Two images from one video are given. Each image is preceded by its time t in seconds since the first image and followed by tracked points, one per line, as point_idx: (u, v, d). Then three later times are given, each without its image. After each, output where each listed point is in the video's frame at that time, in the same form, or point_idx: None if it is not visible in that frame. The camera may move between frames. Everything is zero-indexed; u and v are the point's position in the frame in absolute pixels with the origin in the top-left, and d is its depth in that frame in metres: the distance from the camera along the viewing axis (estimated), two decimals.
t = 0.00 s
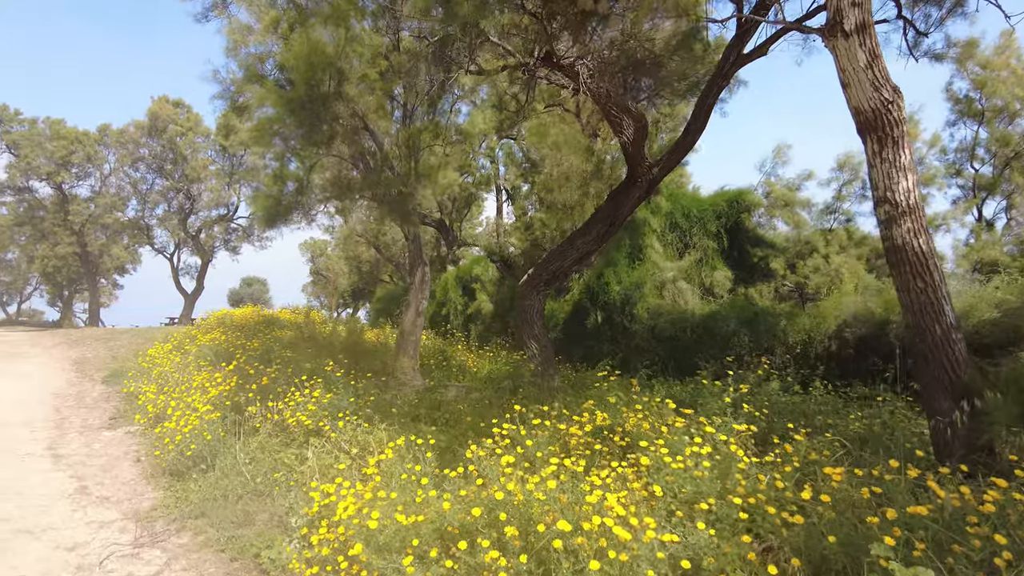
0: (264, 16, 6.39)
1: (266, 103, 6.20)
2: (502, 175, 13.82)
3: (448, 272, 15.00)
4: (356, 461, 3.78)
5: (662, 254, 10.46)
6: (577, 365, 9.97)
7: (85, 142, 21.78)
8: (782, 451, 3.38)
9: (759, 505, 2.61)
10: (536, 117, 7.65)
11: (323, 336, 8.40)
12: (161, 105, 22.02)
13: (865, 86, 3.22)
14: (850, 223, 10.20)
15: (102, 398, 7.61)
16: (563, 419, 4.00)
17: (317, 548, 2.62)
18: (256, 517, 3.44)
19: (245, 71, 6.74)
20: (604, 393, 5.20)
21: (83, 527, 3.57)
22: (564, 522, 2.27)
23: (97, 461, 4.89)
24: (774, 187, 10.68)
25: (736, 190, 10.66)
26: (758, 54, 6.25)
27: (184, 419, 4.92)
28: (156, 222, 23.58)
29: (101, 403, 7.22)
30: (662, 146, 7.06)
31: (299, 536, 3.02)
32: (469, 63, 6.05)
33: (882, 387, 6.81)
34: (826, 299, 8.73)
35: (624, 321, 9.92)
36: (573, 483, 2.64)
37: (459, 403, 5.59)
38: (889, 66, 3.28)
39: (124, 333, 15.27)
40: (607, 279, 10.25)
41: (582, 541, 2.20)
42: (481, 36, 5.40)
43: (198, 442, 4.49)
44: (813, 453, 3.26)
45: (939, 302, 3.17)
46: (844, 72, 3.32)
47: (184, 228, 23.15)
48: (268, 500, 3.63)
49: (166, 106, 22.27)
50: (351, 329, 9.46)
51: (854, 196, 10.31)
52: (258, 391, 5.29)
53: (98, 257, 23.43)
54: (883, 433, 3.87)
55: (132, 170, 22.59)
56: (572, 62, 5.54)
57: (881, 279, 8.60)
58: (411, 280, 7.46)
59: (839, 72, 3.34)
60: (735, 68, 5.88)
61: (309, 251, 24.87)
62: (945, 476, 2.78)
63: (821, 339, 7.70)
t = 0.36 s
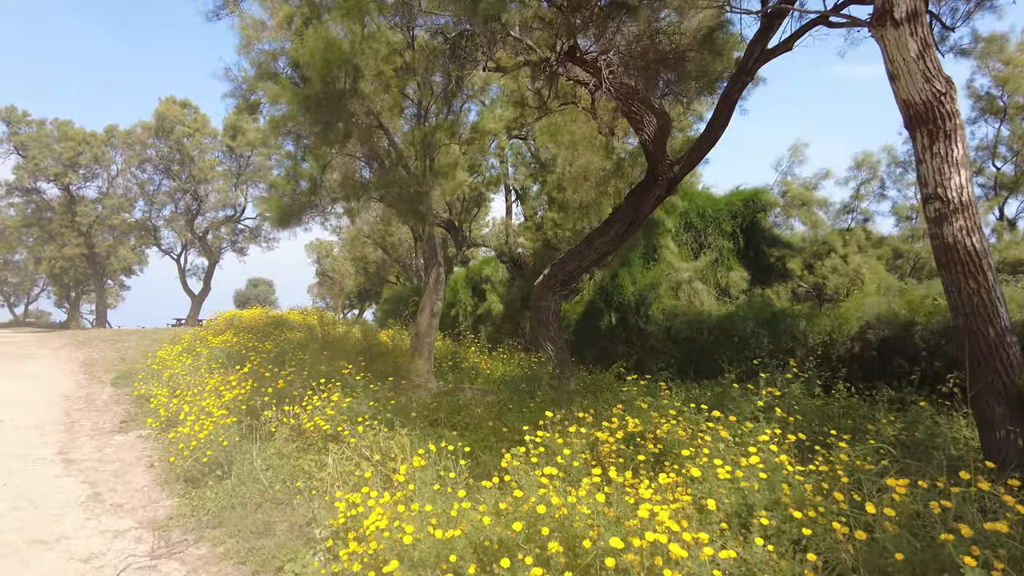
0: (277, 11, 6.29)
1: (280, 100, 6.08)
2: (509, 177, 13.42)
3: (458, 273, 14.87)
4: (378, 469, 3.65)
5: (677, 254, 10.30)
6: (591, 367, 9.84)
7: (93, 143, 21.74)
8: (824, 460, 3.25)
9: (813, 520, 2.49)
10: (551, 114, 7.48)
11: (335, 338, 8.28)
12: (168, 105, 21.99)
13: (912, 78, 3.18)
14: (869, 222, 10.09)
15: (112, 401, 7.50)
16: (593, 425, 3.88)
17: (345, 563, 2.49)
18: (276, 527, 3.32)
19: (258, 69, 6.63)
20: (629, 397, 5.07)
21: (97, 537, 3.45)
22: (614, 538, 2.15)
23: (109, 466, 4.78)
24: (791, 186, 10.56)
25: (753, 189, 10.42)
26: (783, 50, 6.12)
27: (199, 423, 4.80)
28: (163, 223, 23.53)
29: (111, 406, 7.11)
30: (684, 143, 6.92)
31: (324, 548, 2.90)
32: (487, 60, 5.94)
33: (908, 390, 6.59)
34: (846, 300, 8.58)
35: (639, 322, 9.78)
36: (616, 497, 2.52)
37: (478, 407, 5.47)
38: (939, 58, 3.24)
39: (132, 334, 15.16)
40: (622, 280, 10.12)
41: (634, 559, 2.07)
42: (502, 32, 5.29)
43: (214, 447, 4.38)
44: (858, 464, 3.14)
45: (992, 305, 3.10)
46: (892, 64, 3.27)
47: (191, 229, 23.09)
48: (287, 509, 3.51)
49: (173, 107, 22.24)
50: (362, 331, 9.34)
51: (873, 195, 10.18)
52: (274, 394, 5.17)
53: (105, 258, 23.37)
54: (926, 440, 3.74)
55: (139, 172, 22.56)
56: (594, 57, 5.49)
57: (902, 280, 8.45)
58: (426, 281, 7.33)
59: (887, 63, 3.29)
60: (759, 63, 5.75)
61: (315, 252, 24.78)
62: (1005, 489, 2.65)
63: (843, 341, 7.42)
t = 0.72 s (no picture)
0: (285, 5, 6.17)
1: (289, 96, 5.97)
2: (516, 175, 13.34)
3: (463, 273, 14.74)
4: (394, 474, 3.52)
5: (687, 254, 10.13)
6: (601, 368, 9.71)
7: (95, 143, 21.62)
8: (860, 464, 3.13)
9: (862, 531, 2.36)
10: (563, 111, 7.34)
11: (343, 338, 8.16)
12: (171, 105, 21.88)
13: (956, 69, 3.19)
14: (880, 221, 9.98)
15: (117, 402, 7.37)
16: (616, 428, 3.75)
17: None
18: (290, 535, 3.19)
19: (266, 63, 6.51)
20: (648, 400, 4.94)
21: (104, 545, 3.32)
22: (657, 551, 2.03)
23: (115, 470, 4.65)
24: (802, 185, 10.45)
25: (763, 187, 10.32)
26: (801, 43, 6.01)
27: (208, 426, 4.68)
28: (165, 223, 23.41)
29: (116, 408, 6.98)
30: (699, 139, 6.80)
31: (342, 559, 2.78)
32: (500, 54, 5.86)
33: (928, 392, 6.41)
34: (860, 299, 8.45)
35: (649, 322, 9.64)
36: (653, 506, 2.40)
37: (492, 409, 5.34)
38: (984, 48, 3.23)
39: (135, 335, 15.04)
40: (632, 279, 9.98)
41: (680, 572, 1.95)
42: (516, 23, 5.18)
43: (223, 451, 4.25)
44: (898, 467, 3.02)
45: None
46: (935, 54, 3.28)
47: (193, 229, 22.97)
48: (300, 516, 3.38)
49: (176, 107, 22.13)
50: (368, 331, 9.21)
51: (885, 193, 10.06)
52: (284, 396, 5.04)
53: (107, 258, 23.26)
54: (961, 442, 3.62)
55: (142, 171, 22.46)
56: (611, 51, 5.38)
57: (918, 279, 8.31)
58: (435, 280, 7.20)
59: (930, 52, 3.30)
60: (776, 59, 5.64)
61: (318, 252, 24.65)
62: None
63: (859, 341, 7.24)
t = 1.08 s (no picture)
0: None
1: (297, 88, 5.83)
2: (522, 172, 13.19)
3: (468, 271, 14.59)
4: (411, 478, 3.38)
5: (697, 251, 9.94)
6: (610, 367, 9.57)
7: (96, 142, 21.46)
8: (902, 466, 2.99)
9: (917, 541, 2.22)
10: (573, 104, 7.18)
11: (349, 337, 8.01)
12: (172, 103, 21.70)
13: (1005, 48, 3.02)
14: (893, 217, 9.83)
15: (119, 402, 7.22)
16: (643, 429, 3.61)
17: None
18: (303, 541, 3.05)
19: (272, 55, 6.36)
20: (667, 401, 4.81)
21: (109, 552, 3.18)
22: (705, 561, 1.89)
23: (119, 473, 4.50)
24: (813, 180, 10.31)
25: (774, 183, 10.01)
26: (823, 34, 5.87)
27: (215, 427, 4.53)
28: (166, 222, 23.26)
29: (118, 408, 6.83)
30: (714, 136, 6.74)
31: (359, 566, 2.64)
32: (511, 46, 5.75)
33: (949, 390, 6.27)
34: (876, 297, 8.29)
35: (659, 320, 9.50)
36: (694, 511, 2.27)
37: (506, 409, 5.20)
38: None
39: (137, 334, 14.89)
40: (641, 277, 9.83)
41: None
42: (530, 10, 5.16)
43: (231, 454, 4.10)
44: (943, 467, 2.87)
45: None
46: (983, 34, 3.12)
47: (195, 228, 22.81)
48: (313, 521, 3.23)
49: (177, 105, 21.95)
50: (374, 330, 9.06)
51: (898, 189, 9.89)
52: (292, 396, 4.91)
53: (108, 257, 23.13)
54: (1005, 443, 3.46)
55: (143, 170, 22.32)
56: (629, 40, 5.42)
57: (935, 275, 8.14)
58: (444, 277, 7.06)
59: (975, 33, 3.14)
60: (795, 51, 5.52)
61: (319, 252, 24.53)
62: None
63: (876, 338, 7.07)
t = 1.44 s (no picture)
0: None
1: (303, 79, 5.66)
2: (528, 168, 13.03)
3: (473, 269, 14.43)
4: (428, 485, 3.23)
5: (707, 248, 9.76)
6: (619, 366, 9.41)
7: (97, 139, 21.31)
8: (950, 474, 2.85)
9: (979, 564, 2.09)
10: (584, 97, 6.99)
11: (354, 335, 7.86)
12: (173, 100, 21.52)
13: None
14: (908, 214, 9.64)
15: (120, 403, 7.06)
16: (670, 434, 3.47)
17: None
18: (315, 552, 2.88)
19: (277, 46, 6.20)
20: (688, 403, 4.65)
21: (111, 562, 3.02)
22: None
23: (120, 477, 4.35)
24: (826, 177, 10.12)
25: (786, 179, 9.86)
26: (844, 23, 5.70)
27: (220, 430, 4.38)
28: (168, 219, 23.11)
29: (120, 409, 6.67)
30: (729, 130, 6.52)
31: None
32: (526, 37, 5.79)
33: (972, 391, 6.07)
34: (892, 295, 8.12)
35: (669, 318, 9.34)
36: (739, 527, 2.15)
37: (519, 409, 5.05)
38: None
39: (138, 332, 14.76)
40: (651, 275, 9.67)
41: None
42: None
43: (238, 458, 3.95)
44: (993, 477, 2.73)
45: None
46: None
47: (196, 226, 22.65)
48: (324, 531, 3.07)
49: (179, 102, 21.77)
50: (380, 328, 8.90)
51: (914, 185, 9.71)
52: (300, 397, 4.75)
53: (109, 255, 22.99)
54: None
55: (144, 167, 22.17)
56: (649, 27, 5.35)
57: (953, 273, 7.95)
58: (452, 275, 6.89)
59: None
60: (817, 40, 5.34)
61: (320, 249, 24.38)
62: None
63: (894, 338, 6.84)
